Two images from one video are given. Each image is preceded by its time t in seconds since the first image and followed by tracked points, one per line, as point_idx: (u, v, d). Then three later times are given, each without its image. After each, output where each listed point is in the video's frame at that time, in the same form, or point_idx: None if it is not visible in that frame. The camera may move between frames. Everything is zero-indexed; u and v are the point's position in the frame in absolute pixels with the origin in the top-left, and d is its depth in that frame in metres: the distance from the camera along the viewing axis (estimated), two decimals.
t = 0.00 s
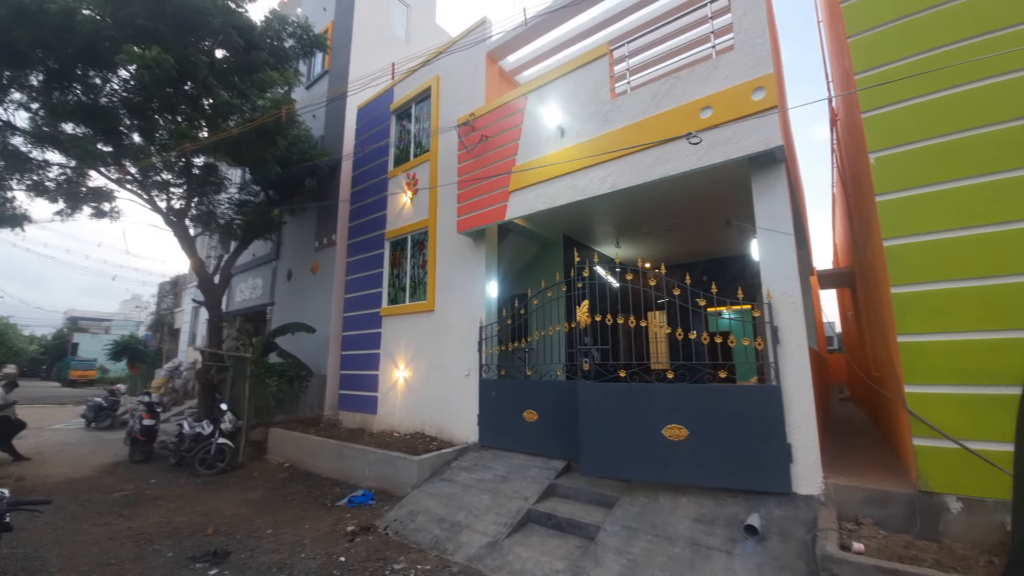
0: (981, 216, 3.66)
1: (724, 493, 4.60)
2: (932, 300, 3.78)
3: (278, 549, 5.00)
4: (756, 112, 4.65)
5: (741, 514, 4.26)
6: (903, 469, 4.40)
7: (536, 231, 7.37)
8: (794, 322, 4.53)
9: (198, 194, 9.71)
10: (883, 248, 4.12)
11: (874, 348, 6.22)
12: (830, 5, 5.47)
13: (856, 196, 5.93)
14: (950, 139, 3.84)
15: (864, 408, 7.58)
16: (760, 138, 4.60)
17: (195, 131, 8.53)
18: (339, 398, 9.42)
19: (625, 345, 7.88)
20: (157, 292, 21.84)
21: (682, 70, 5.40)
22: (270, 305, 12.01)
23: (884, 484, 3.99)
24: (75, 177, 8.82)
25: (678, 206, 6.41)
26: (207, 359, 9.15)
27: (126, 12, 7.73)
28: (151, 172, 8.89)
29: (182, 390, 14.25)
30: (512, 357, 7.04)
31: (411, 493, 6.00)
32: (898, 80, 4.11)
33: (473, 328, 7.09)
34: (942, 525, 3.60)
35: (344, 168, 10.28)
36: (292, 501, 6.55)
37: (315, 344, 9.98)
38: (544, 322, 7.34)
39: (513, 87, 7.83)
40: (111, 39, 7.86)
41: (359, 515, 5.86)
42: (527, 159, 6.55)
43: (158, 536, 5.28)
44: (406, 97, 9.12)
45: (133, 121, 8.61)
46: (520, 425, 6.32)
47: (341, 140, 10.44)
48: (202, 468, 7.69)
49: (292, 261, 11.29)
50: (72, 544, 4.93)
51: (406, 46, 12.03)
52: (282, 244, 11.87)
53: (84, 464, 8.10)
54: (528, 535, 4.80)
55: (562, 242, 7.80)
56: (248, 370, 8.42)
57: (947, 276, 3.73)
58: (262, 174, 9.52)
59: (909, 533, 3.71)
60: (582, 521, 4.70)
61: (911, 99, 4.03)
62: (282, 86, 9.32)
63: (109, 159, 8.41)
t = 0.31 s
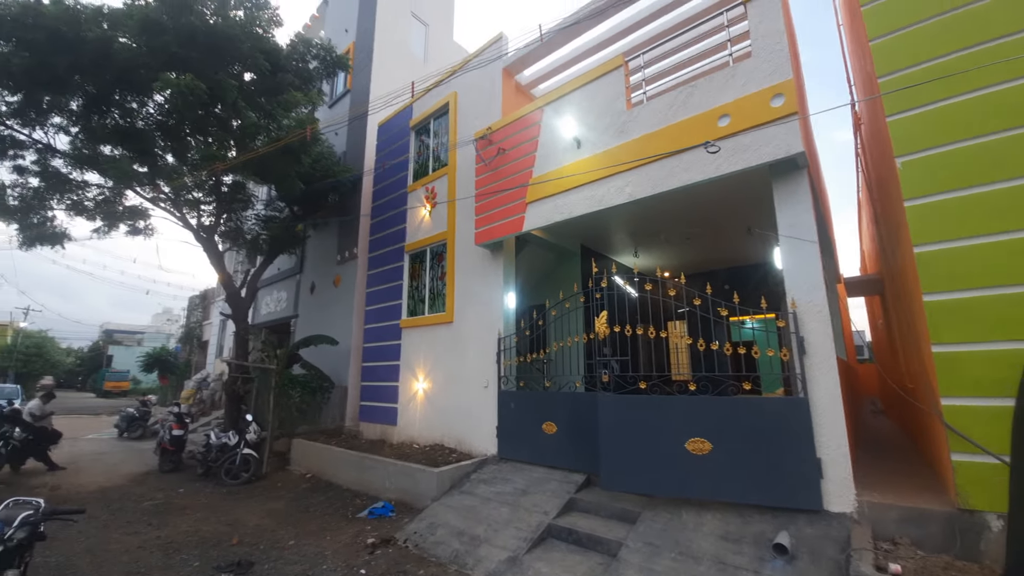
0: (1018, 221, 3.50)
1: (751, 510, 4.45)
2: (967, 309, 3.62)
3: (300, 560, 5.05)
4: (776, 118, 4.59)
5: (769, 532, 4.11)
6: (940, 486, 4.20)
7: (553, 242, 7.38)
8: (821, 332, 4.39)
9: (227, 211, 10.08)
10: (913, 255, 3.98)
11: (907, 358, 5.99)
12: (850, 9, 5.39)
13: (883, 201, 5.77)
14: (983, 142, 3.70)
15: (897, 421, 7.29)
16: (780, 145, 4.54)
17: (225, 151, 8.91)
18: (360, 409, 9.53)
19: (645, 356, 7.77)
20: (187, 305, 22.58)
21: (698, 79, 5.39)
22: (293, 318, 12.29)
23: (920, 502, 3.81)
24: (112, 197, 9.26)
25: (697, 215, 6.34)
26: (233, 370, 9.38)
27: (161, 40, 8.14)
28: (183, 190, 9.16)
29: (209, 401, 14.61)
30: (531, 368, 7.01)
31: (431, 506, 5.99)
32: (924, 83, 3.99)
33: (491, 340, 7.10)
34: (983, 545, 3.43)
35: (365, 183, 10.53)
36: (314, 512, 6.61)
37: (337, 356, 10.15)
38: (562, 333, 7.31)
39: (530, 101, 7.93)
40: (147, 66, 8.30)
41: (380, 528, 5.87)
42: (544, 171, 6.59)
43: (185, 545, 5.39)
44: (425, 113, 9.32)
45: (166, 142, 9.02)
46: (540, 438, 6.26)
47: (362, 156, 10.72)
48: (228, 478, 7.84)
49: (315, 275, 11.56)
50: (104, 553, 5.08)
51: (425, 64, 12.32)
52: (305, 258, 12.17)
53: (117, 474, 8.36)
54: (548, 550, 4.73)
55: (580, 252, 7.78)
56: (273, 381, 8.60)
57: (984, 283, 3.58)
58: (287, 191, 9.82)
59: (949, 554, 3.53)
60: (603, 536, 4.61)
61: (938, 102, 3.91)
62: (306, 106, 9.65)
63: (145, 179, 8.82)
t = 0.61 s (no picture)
0: None
1: (774, 538, 4.29)
2: (991, 327, 3.54)
3: None
4: (786, 138, 4.62)
5: (794, 561, 3.95)
6: (972, 511, 4.04)
7: (565, 262, 7.42)
8: (841, 352, 4.30)
9: (247, 235, 10.38)
10: (932, 272, 3.91)
11: (932, 378, 5.82)
12: (857, 30, 5.46)
13: (899, 218, 5.72)
14: (1000, 158, 3.67)
15: (925, 443, 7.05)
16: (791, 164, 4.55)
17: (247, 179, 9.28)
18: (373, 431, 9.51)
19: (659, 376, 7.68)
20: (206, 326, 23.01)
21: (707, 101, 5.47)
22: (309, 339, 12.43)
23: (953, 530, 3.67)
24: (139, 223, 9.62)
25: (709, 234, 6.33)
26: (249, 391, 9.47)
27: (190, 75, 8.57)
28: (206, 217, 9.56)
29: (225, 422, 14.73)
30: (544, 389, 6.96)
31: (444, 530, 5.90)
32: (934, 101, 3.99)
33: (504, 360, 7.09)
34: None
35: (380, 207, 10.77)
36: (326, 536, 6.55)
37: (351, 377, 10.20)
38: (575, 353, 7.27)
39: (540, 125, 8.10)
40: (176, 99, 8.72)
41: (391, 553, 5.78)
42: (555, 193, 6.68)
43: (197, 569, 5.37)
44: (438, 139, 9.57)
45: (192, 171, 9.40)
46: (554, 460, 6.17)
47: (378, 181, 10.99)
48: (241, 500, 7.83)
49: (330, 296, 11.74)
50: None
51: (438, 92, 12.72)
52: (321, 280, 12.39)
53: (133, 495, 8.42)
54: None
55: (592, 272, 7.79)
56: (288, 402, 8.66)
57: (1008, 300, 3.50)
58: (305, 215, 10.06)
59: None
60: (619, 564, 4.47)
61: (950, 119, 3.90)
62: (324, 134, 10.00)
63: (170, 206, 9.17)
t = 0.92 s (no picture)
0: None
1: (784, 551, 4.22)
2: (999, 335, 3.51)
3: None
4: (788, 148, 4.65)
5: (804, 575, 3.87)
6: (987, 524, 3.97)
7: (569, 272, 7.43)
8: (849, 361, 4.26)
9: (254, 247, 10.51)
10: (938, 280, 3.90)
11: (942, 387, 5.76)
12: (857, 41, 5.52)
13: (905, 227, 5.71)
14: (1002, 167, 3.68)
15: (938, 455, 6.93)
16: (794, 174, 4.58)
17: (253, 192, 9.52)
18: (377, 443, 9.46)
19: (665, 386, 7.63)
20: (212, 338, 23.11)
21: (709, 113, 5.53)
22: (314, 350, 12.45)
23: (967, 543, 3.60)
24: (148, 237, 9.66)
25: (714, 243, 6.33)
26: (254, 403, 9.48)
27: (202, 93, 8.78)
28: (214, 230, 9.83)
29: (229, 434, 14.71)
30: (549, 400, 6.92)
31: (448, 543, 5.83)
32: (935, 110, 4.02)
33: (509, 371, 7.07)
34: None
35: (386, 219, 10.86)
36: (328, 549, 6.48)
37: (355, 388, 10.19)
38: (580, 363, 7.24)
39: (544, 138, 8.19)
40: (187, 116, 8.93)
41: (395, 566, 5.71)
42: (558, 204, 6.73)
43: None
44: (443, 152, 9.69)
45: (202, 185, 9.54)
46: (559, 472, 6.11)
47: (383, 193, 11.10)
48: (245, 512, 7.79)
49: (336, 307, 11.79)
50: None
51: (443, 106, 12.90)
52: (327, 292, 12.46)
53: (137, 507, 8.39)
54: None
55: (596, 282, 7.80)
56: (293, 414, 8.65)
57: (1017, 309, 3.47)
58: (311, 229, 10.08)
59: None
60: None
61: (952, 128, 3.92)
62: (331, 149, 10.17)
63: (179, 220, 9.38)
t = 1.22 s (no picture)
0: None
1: (771, 551, 4.23)
2: (982, 337, 3.57)
3: None
4: (778, 151, 4.69)
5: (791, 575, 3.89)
6: (971, 523, 4.02)
7: (560, 272, 7.42)
8: (836, 363, 4.30)
9: (240, 245, 10.34)
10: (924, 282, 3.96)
11: (925, 388, 5.85)
12: (846, 46, 5.59)
13: (891, 229, 5.78)
14: (985, 172, 3.75)
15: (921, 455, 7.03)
16: (783, 176, 4.61)
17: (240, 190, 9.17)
18: (365, 444, 9.35)
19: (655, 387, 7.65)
20: (198, 337, 22.73)
21: (700, 115, 5.55)
22: (302, 350, 12.30)
23: (952, 542, 3.64)
24: (131, 233, 9.53)
25: (704, 245, 6.36)
26: (240, 404, 9.33)
27: (187, 87, 8.62)
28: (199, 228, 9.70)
29: (214, 435, 14.46)
30: (539, 401, 6.90)
31: (436, 545, 5.78)
32: (922, 115, 4.08)
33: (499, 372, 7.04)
34: None
35: (376, 218, 10.76)
36: (314, 552, 6.39)
37: (344, 388, 10.07)
38: (570, 364, 7.23)
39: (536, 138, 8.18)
40: (172, 111, 8.78)
41: (382, 569, 5.64)
42: (550, 205, 6.72)
43: None
44: (435, 150, 9.63)
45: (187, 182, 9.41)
46: (549, 473, 6.09)
47: (373, 192, 11.00)
48: (229, 514, 7.66)
49: (324, 307, 11.66)
50: None
51: (435, 105, 12.83)
52: (315, 291, 12.32)
53: (118, 510, 8.20)
54: None
55: (587, 283, 7.80)
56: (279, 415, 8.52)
57: (1000, 311, 3.54)
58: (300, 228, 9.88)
59: None
60: None
61: (938, 133, 3.99)
62: (321, 147, 10.05)
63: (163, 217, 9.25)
